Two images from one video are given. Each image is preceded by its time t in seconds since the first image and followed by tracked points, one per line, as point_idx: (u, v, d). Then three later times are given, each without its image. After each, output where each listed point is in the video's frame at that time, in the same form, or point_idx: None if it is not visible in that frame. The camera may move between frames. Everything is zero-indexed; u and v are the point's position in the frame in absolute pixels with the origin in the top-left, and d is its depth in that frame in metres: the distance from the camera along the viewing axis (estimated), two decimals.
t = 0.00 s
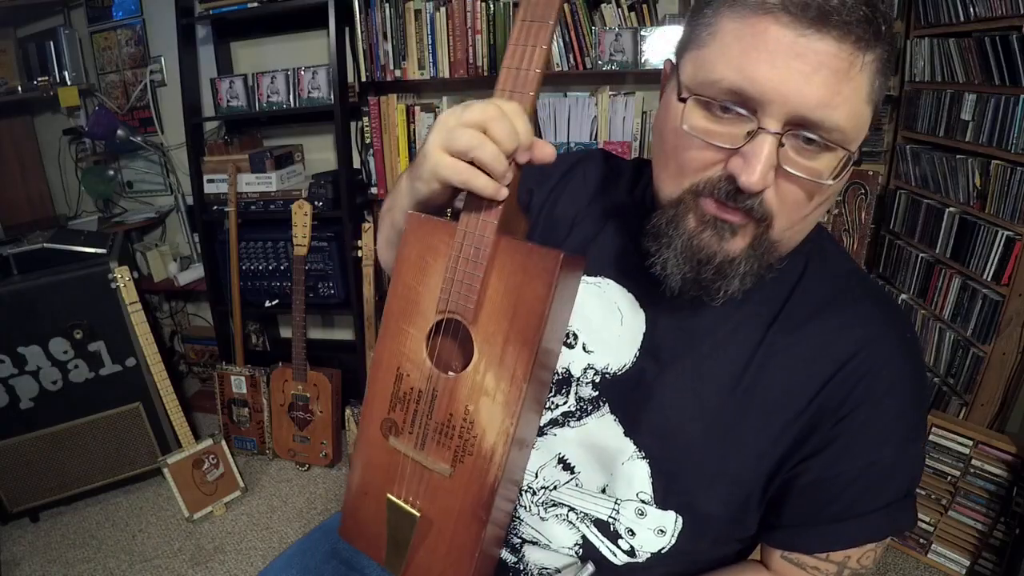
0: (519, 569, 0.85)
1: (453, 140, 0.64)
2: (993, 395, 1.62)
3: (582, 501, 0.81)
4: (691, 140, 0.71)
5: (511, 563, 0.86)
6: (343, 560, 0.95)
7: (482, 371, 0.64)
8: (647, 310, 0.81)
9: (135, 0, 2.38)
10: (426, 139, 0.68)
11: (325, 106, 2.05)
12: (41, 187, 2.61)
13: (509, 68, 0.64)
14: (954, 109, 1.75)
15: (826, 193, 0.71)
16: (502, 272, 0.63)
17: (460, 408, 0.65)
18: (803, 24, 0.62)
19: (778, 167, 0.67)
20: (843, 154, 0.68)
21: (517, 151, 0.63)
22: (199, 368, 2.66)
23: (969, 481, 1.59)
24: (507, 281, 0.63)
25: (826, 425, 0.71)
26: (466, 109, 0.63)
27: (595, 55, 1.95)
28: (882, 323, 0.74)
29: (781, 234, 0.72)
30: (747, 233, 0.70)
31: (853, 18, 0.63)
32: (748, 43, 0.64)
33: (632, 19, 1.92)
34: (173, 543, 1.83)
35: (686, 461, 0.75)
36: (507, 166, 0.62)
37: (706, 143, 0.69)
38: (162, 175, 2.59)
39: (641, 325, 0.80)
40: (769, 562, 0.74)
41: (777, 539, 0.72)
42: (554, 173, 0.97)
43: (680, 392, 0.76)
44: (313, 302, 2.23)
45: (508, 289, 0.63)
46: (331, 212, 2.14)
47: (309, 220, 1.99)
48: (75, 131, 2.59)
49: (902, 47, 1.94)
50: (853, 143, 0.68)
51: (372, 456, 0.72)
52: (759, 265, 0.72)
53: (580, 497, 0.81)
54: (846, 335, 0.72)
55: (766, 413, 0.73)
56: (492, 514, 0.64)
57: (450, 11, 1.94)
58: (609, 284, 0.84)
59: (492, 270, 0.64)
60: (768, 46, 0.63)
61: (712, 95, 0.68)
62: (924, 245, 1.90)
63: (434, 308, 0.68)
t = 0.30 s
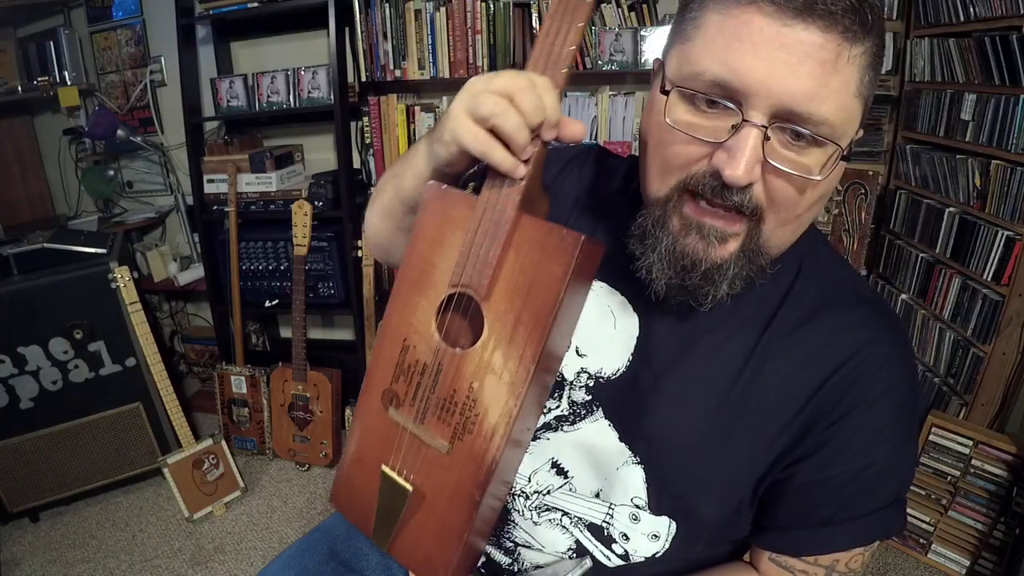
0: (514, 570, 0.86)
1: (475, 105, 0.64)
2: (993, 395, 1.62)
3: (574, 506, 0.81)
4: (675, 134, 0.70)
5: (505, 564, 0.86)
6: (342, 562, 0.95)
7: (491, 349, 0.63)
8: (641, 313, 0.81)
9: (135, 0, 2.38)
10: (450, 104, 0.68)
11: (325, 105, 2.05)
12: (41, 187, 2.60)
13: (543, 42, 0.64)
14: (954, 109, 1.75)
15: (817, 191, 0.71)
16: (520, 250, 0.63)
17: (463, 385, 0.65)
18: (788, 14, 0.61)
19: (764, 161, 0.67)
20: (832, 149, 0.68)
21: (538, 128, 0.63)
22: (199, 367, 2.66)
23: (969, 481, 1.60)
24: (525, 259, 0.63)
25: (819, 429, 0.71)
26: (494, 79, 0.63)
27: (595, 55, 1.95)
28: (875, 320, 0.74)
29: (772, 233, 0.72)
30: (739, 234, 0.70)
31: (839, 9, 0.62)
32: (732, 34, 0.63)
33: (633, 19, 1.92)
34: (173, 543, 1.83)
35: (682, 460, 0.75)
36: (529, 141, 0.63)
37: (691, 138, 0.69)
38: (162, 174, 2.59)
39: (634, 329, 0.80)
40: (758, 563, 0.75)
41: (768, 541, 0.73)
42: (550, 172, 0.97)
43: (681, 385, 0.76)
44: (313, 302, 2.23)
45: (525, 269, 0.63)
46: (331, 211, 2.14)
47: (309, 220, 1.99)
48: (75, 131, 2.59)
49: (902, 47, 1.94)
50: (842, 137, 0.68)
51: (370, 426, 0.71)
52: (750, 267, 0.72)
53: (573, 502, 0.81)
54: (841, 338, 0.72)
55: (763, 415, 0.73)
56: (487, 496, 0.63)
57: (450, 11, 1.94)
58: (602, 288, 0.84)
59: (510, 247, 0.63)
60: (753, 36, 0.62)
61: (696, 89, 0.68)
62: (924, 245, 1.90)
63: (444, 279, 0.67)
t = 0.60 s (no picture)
0: (516, 570, 0.85)
1: (481, 98, 0.63)
2: (993, 395, 1.62)
3: (577, 504, 0.81)
4: (671, 128, 0.71)
5: (507, 565, 0.86)
6: (343, 563, 0.95)
7: (495, 345, 0.63)
8: (643, 311, 0.81)
9: (135, 0, 2.38)
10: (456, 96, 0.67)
11: (325, 105, 2.05)
12: (41, 187, 2.60)
13: (550, 35, 0.64)
14: (954, 109, 1.75)
15: (812, 186, 0.71)
16: (524, 246, 0.63)
17: (468, 381, 0.65)
18: (780, 10, 0.61)
19: (758, 154, 0.67)
20: (826, 145, 0.68)
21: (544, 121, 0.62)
22: (199, 367, 2.66)
23: (969, 482, 1.60)
24: (528, 255, 0.62)
25: (818, 427, 0.71)
26: (501, 71, 0.62)
27: (595, 55, 1.95)
28: (872, 317, 0.74)
29: (768, 226, 0.72)
30: (736, 220, 0.70)
31: (832, 4, 0.62)
32: (724, 32, 0.63)
33: (633, 20, 1.92)
34: (173, 543, 1.83)
35: (683, 456, 0.75)
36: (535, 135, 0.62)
37: (684, 131, 0.69)
38: (162, 174, 2.59)
39: (636, 325, 0.81)
40: (760, 562, 0.75)
41: (771, 539, 0.73)
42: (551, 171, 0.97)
43: (683, 382, 0.76)
44: (313, 302, 2.23)
45: (528, 265, 0.62)
46: (331, 211, 2.14)
47: (309, 220, 1.99)
48: (75, 131, 2.59)
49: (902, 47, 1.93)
50: (836, 133, 0.68)
51: (384, 420, 0.73)
52: (746, 256, 0.72)
53: (576, 500, 0.81)
54: (839, 336, 0.72)
55: (766, 415, 0.72)
56: (490, 492, 0.63)
57: (450, 11, 1.94)
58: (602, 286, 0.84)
59: (514, 244, 0.63)
60: (744, 32, 0.62)
61: (691, 84, 0.68)
62: (924, 245, 1.90)
63: (451, 276, 0.68)
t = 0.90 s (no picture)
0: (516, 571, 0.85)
1: (484, 107, 0.62)
2: (993, 395, 1.62)
3: (578, 503, 0.80)
4: (669, 127, 0.71)
5: (506, 565, 0.86)
6: (343, 564, 0.95)
7: (490, 351, 0.63)
8: (645, 310, 0.81)
9: (135, 0, 2.38)
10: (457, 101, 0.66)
11: (325, 106, 2.05)
12: (41, 187, 2.61)
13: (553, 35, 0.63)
14: (954, 109, 1.75)
15: (810, 182, 0.71)
16: (521, 252, 0.62)
17: (463, 385, 0.65)
18: (775, 9, 0.61)
19: (753, 153, 0.67)
20: (823, 145, 0.68)
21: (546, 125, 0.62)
22: (199, 367, 2.66)
23: (969, 482, 1.59)
24: (524, 261, 0.62)
25: (819, 424, 0.71)
26: (501, 75, 0.61)
27: (595, 55, 1.94)
28: (870, 316, 0.74)
29: (764, 227, 0.72)
30: (732, 225, 0.70)
31: (829, 3, 0.62)
32: (722, 31, 0.63)
33: (632, 20, 1.92)
34: (173, 543, 1.83)
35: (683, 454, 0.75)
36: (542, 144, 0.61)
37: (682, 130, 0.70)
38: (162, 174, 2.59)
39: (638, 323, 0.81)
40: (759, 561, 0.76)
41: (769, 536, 0.74)
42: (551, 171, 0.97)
43: (682, 383, 0.76)
44: (313, 302, 2.23)
45: (525, 270, 0.61)
46: (331, 212, 2.14)
47: (309, 220, 1.99)
48: (76, 131, 2.60)
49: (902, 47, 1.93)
50: (833, 132, 0.68)
51: (383, 417, 0.74)
52: (742, 258, 0.72)
53: (577, 499, 0.80)
54: (838, 336, 0.72)
55: (766, 414, 0.72)
56: (481, 496, 0.63)
57: (450, 11, 1.94)
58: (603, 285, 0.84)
59: (512, 250, 0.62)
60: (740, 31, 0.62)
61: (688, 83, 0.68)
62: (924, 245, 1.90)
63: (450, 278, 0.68)
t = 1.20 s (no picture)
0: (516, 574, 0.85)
1: (492, 115, 0.61)
2: (993, 395, 1.62)
3: (580, 504, 0.80)
4: (669, 126, 0.71)
5: (507, 568, 0.86)
6: (342, 567, 0.95)
7: (489, 355, 0.63)
8: (645, 311, 0.81)
9: (135, 0, 2.38)
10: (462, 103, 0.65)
11: (325, 106, 2.05)
12: (41, 187, 2.61)
13: (562, 34, 0.61)
14: (954, 109, 1.75)
15: (809, 180, 0.71)
16: (522, 259, 0.61)
17: (462, 388, 0.65)
18: (773, 7, 0.61)
19: (751, 151, 0.67)
20: (821, 143, 0.68)
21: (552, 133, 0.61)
22: (199, 367, 2.66)
23: (969, 482, 1.60)
24: (524, 267, 0.61)
25: (821, 424, 0.71)
26: (510, 79, 0.60)
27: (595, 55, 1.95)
28: (868, 314, 0.75)
29: (761, 227, 0.72)
30: (729, 224, 0.70)
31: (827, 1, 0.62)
32: (720, 29, 0.63)
33: (632, 19, 1.92)
34: (173, 543, 1.82)
35: (682, 452, 0.75)
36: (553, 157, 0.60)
37: (680, 128, 0.70)
38: (162, 174, 2.59)
39: (639, 324, 0.80)
40: (759, 561, 0.76)
41: (770, 534, 0.74)
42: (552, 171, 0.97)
43: (683, 382, 0.76)
44: (313, 302, 2.23)
45: (526, 277, 0.61)
46: (331, 212, 2.14)
47: (309, 220, 1.99)
48: (76, 131, 2.59)
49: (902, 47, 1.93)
50: (831, 132, 0.68)
51: (384, 412, 0.75)
52: (739, 257, 0.72)
53: (579, 500, 0.80)
54: (837, 336, 0.72)
55: (767, 414, 0.72)
56: (476, 498, 0.63)
57: (450, 11, 1.94)
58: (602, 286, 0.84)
59: (513, 256, 0.62)
60: (739, 28, 0.62)
61: (687, 80, 0.68)
62: (924, 245, 1.90)
63: (451, 279, 0.68)
